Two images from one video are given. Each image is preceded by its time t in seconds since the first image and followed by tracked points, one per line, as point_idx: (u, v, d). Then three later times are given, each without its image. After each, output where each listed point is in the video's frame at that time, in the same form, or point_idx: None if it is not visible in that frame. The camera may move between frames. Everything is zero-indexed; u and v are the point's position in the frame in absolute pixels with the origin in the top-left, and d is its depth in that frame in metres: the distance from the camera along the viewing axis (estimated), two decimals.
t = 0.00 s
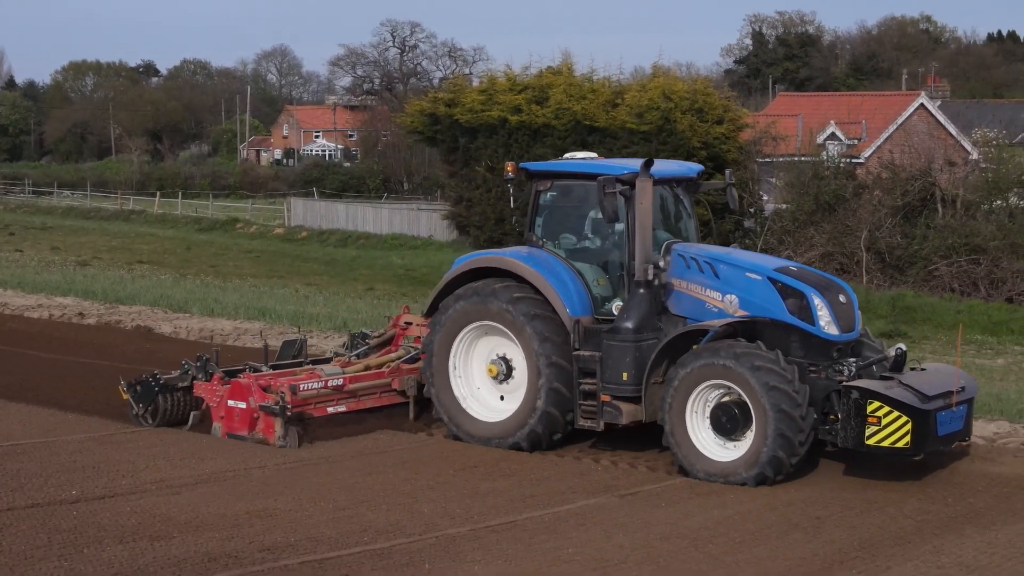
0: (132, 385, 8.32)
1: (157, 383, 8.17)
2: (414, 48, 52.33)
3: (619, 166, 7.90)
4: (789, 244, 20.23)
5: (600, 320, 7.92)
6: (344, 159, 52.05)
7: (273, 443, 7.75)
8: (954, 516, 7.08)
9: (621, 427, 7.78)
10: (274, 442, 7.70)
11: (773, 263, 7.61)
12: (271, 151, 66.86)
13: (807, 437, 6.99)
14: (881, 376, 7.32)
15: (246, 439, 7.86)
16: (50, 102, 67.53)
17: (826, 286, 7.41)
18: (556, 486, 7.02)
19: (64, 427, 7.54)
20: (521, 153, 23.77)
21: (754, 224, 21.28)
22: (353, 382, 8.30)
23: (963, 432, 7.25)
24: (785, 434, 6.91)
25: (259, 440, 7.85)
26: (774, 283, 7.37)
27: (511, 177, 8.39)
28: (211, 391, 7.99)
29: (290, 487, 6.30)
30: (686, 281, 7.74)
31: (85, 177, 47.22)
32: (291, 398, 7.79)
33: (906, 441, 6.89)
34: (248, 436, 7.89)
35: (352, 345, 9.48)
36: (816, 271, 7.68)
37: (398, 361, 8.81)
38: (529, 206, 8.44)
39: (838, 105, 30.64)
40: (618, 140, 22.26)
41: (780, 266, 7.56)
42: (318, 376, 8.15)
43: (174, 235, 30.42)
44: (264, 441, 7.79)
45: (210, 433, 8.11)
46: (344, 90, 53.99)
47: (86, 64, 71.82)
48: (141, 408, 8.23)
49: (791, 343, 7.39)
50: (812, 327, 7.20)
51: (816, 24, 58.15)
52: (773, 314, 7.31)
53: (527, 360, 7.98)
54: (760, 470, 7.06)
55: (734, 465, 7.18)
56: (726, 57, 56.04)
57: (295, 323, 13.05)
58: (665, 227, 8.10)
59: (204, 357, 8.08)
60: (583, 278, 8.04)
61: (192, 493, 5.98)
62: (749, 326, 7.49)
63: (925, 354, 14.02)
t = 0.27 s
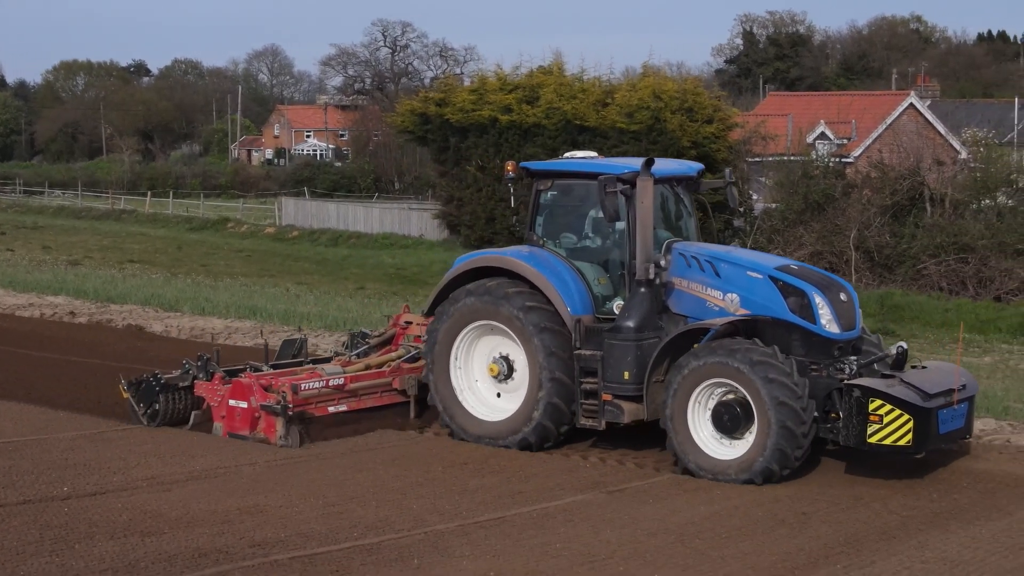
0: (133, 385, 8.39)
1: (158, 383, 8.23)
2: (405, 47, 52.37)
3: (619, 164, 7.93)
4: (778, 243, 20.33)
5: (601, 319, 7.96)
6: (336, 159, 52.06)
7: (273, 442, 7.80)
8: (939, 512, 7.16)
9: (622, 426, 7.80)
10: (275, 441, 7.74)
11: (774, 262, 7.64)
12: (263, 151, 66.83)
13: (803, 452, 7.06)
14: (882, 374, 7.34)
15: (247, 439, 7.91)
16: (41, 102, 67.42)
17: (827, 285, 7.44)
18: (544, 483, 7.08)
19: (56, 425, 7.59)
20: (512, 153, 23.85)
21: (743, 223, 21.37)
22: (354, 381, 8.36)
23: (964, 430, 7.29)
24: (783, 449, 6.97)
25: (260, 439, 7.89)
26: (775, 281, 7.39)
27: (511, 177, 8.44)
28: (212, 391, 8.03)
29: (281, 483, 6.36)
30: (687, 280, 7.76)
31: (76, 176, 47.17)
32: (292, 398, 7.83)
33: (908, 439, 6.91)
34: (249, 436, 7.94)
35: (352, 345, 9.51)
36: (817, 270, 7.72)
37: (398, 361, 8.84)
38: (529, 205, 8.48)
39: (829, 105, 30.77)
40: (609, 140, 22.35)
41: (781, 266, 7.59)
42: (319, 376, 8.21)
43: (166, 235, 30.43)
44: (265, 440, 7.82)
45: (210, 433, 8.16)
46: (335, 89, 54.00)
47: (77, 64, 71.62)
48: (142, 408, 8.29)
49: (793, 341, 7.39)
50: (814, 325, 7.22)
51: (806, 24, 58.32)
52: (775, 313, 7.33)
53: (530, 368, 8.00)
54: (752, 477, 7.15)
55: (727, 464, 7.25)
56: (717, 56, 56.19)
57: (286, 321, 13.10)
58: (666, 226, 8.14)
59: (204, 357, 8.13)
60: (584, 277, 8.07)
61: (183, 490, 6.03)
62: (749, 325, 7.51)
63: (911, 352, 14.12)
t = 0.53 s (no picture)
0: (133, 385, 8.44)
1: (158, 383, 8.28)
2: (396, 47, 52.41)
3: (618, 163, 7.99)
4: (767, 242, 20.42)
5: (601, 318, 8.03)
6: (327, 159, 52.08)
7: (273, 441, 7.83)
8: (923, 508, 7.25)
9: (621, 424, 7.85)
10: (275, 440, 7.77)
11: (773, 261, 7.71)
12: (254, 151, 66.81)
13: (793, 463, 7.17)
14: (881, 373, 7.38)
15: (247, 438, 7.95)
16: (31, 102, 67.28)
17: (827, 283, 7.51)
18: (533, 480, 7.15)
19: (47, 424, 7.64)
20: (502, 152, 23.92)
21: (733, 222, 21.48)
22: (353, 381, 8.40)
23: (963, 428, 7.34)
24: (775, 462, 7.07)
25: (260, 439, 7.93)
26: (774, 280, 7.45)
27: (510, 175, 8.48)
28: (212, 391, 8.08)
29: (271, 480, 6.42)
30: (686, 279, 7.83)
31: (66, 176, 47.10)
32: (291, 397, 7.88)
33: (908, 437, 6.94)
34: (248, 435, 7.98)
35: (351, 345, 9.55)
36: (816, 268, 7.79)
37: (398, 360, 8.85)
38: (528, 204, 8.54)
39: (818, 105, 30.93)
40: (599, 140, 22.45)
41: (781, 264, 7.65)
42: (318, 375, 8.26)
43: (156, 234, 30.43)
44: (265, 440, 7.86)
45: (210, 432, 8.20)
46: (326, 89, 54.03)
47: (68, 64, 71.41)
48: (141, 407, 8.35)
49: (792, 340, 7.45)
50: (813, 324, 7.29)
51: (796, 24, 58.52)
52: (774, 311, 7.41)
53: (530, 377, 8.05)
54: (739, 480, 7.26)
55: (717, 461, 7.35)
56: (708, 56, 56.37)
57: (276, 320, 13.15)
58: (665, 225, 8.21)
59: (203, 356, 8.18)
60: (583, 276, 8.13)
61: (174, 487, 6.08)
62: (749, 323, 7.57)
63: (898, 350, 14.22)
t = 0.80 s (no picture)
0: (132, 386, 8.49)
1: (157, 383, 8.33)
2: (385, 48, 52.42)
3: (616, 162, 8.06)
4: (753, 242, 20.53)
5: (599, 318, 8.10)
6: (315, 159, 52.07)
7: (272, 441, 7.87)
8: (906, 504, 7.34)
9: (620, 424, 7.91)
10: (274, 440, 7.81)
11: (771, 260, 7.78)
12: (242, 151, 66.74)
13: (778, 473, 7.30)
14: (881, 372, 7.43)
15: (245, 438, 7.99)
16: (19, 102, 67.07)
17: (825, 282, 7.58)
18: (519, 477, 7.22)
19: (36, 423, 7.68)
20: (489, 153, 23.99)
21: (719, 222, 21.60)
22: (351, 381, 8.44)
23: (962, 426, 7.40)
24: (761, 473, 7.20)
25: (258, 439, 7.97)
26: (773, 279, 7.53)
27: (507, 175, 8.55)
28: (211, 391, 8.12)
29: (258, 477, 6.48)
30: (684, 278, 7.89)
31: (54, 177, 47.00)
32: (290, 397, 7.92)
33: (907, 435, 6.97)
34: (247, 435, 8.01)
35: (349, 346, 9.62)
36: (814, 267, 7.87)
37: (395, 360, 8.91)
38: (527, 204, 8.62)
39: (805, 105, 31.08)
40: (586, 140, 22.55)
41: (779, 264, 7.73)
42: (317, 375, 8.31)
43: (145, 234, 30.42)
44: (264, 440, 7.89)
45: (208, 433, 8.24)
46: (314, 90, 54.03)
47: (56, 64, 71.13)
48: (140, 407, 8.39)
49: (790, 338, 7.51)
50: (812, 323, 7.36)
51: (784, 25, 58.74)
52: (773, 311, 7.48)
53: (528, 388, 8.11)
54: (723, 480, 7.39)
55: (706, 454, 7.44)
56: (696, 56, 56.55)
57: (264, 320, 13.19)
58: (663, 225, 8.29)
59: (202, 356, 8.23)
60: (582, 275, 8.21)
61: (162, 484, 6.14)
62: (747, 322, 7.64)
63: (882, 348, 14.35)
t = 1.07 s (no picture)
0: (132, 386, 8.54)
1: (157, 383, 8.37)
2: (374, 48, 52.42)
3: (616, 162, 8.12)
4: (740, 241, 20.63)
5: (599, 317, 8.16)
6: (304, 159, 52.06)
7: (273, 441, 7.92)
8: (892, 501, 7.42)
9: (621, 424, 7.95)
10: (275, 440, 7.86)
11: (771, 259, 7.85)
12: (231, 151, 66.66)
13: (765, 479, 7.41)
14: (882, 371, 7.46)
15: (246, 438, 8.03)
16: (7, 102, 66.84)
17: (825, 282, 7.65)
18: (507, 475, 7.28)
19: (27, 422, 7.71)
20: (478, 153, 24.05)
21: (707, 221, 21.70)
22: (351, 381, 8.50)
23: (962, 425, 7.44)
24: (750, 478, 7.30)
25: (259, 439, 8.02)
26: (773, 278, 7.59)
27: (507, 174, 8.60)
28: (211, 391, 8.17)
29: (247, 475, 6.53)
30: (685, 278, 7.95)
31: (43, 177, 46.90)
32: (291, 398, 7.98)
33: (907, 434, 7.00)
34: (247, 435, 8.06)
35: (348, 345, 9.67)
36: (814, 267, 7.93)
37: (395, 359, 8.94)
38: (528, 204, 8.68)
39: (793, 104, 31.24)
40: (575, 139, 22.64)
41: (780, 263, 7.79)
42: (317, 376, 8.37)
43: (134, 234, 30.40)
44: (264, 440, 7.94)
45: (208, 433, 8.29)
46: (304, 90, 54.02)
47: (45, 64, 70.83)
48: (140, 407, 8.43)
49: (790, 338, 7.57)
50: (812, 322, 7.43)
51: (772, 25, 58.94)
52: (773, 310, 7.55)
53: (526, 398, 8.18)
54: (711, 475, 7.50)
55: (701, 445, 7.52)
56: (685, 56, 56.74)
57: (253, 319, 13.22)
58: (663, 225, 8.35)
59: (202, 357, 8.27)
60: (582, 275, 8.27)
61: (152, 482, 6.19)
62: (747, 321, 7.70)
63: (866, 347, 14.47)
